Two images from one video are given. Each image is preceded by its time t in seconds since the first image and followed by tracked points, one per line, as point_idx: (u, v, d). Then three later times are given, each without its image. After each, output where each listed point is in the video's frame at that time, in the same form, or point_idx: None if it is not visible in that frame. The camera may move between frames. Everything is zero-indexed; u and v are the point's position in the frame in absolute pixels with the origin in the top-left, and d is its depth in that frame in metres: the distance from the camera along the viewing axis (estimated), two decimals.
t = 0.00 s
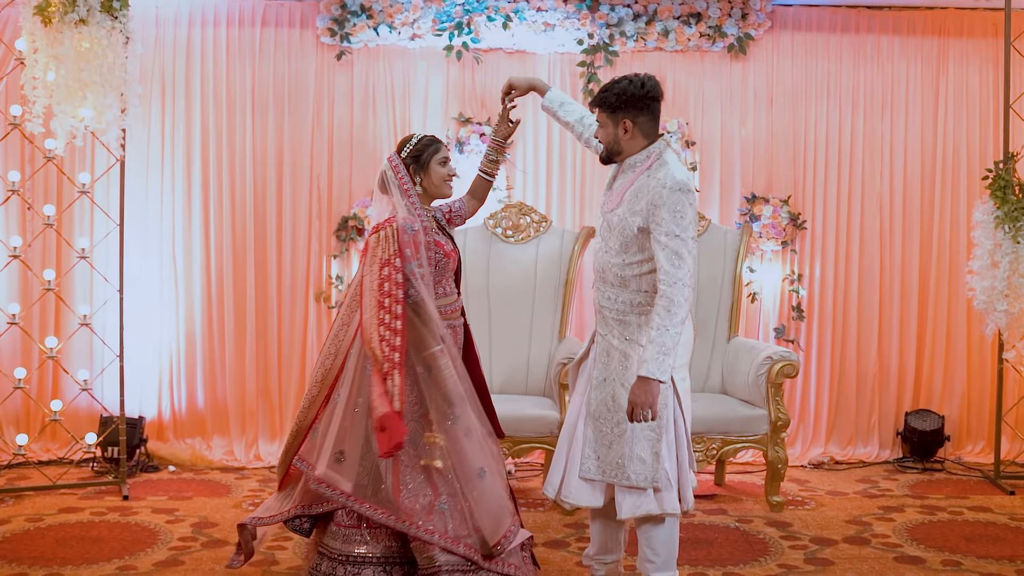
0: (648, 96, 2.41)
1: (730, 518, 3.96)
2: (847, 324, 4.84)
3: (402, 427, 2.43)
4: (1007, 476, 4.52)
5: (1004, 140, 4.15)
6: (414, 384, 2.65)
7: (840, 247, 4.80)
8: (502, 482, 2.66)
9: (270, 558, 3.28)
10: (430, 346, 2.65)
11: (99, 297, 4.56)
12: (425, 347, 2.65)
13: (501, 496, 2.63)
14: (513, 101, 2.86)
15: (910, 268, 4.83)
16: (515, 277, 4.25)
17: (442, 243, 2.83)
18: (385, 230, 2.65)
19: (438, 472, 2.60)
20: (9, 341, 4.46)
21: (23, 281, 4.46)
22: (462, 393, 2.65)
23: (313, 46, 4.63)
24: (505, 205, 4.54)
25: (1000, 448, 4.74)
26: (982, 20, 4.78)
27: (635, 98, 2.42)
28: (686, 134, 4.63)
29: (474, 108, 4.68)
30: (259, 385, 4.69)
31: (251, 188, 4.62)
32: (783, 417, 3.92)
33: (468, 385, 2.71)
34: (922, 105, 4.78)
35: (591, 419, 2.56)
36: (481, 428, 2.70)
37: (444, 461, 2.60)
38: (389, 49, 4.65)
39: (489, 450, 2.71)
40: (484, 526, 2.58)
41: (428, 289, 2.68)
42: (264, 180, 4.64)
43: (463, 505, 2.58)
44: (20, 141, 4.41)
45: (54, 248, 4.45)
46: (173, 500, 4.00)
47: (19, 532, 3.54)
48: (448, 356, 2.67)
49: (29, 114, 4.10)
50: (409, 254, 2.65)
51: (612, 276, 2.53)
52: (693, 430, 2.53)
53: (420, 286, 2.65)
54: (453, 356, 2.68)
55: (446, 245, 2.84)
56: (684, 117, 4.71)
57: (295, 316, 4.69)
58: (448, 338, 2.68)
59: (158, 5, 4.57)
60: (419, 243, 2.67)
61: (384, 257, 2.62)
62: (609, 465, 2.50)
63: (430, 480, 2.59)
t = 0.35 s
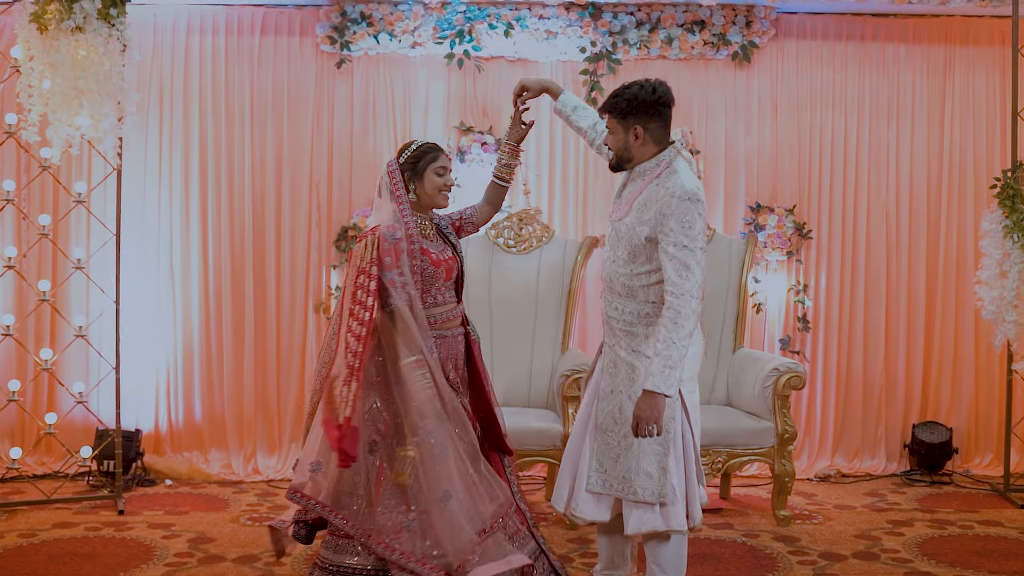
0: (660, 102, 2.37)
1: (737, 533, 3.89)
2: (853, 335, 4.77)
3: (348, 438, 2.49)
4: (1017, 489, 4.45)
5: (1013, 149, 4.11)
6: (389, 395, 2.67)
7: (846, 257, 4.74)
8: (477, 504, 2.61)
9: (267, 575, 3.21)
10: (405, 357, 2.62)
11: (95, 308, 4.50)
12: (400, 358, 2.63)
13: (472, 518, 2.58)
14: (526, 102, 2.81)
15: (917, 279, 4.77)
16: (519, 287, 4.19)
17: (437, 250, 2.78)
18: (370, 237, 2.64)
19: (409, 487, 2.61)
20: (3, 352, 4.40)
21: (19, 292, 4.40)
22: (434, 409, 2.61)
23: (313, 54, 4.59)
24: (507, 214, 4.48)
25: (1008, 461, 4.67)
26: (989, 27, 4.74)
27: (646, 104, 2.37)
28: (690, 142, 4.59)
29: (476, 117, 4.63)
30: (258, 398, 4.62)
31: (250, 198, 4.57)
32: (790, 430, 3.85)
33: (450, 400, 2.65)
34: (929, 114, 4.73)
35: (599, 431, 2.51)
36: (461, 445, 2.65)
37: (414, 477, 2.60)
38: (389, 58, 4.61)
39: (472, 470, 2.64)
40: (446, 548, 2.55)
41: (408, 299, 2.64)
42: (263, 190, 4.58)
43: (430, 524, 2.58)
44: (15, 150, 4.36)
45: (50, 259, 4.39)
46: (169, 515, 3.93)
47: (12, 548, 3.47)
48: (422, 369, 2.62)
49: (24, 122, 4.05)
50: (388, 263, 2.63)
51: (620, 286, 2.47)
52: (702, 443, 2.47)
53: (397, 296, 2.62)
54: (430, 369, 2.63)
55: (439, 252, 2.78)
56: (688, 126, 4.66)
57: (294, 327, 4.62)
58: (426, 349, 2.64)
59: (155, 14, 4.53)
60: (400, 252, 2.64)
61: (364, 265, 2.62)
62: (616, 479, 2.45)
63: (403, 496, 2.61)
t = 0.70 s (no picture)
0: (671, 107, 2.32)
1: (743, 546, 3.82)
2: (859, 344, 4.71)
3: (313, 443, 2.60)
4: None
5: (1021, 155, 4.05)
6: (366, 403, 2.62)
7: (851, 265, 4.69)
8: (450, 522, 2.51)
9: None
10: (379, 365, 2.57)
11: (91, 318, 4.44)
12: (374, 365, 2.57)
13: (442, 536, 2.50)
14: (534, 99, 2.76)
15: (923, 288, 4.72)
16: (521, 295, 4.14)
17: (430, 256, 2.74)
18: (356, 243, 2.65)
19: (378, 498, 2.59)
20: None
21: (13, 301, 4.34)
22: (406, 420, 2.54)
23: (312, 60, 4.54)
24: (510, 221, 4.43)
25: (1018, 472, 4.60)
26: (995, 34, 4.69)
27: (656, 109, 2.32)
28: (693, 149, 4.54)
29: (476, 124, 4.59)
30: (256, 409, 4.55)
31: (248, 206, 4.51)
32: (797, 441, 3.80)
33: (429, 410, 2.56)
34: (935, 121, 4.69)
35: (605, 443, 2.45)
36: (440, 457, 2.55)
37: (385, 488, 2.56)
38: (389, 64, 4.56)
39: (451, 485, 2.54)
40: (406, 563, 2.50)
41: (386, 307, 2.59)
42: (261, 198, 4.53)
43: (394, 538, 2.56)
44: (10, 158, 4.30)
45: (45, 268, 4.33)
46: (165, 528, 3.85)
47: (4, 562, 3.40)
48: (396, 377, 2.55)
49: (18, 129, 3.99)
50: (369, 270, 2.61)
51: (627, 295, 2.41)
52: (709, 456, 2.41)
53: (374, 303, 2.59)
54: (405, 377, 2.55)
55: (427, 258, 2.72)
56: (691, 133, 4.61)
57: (293, 337, 4.56)
58: (402, 357, 2.57)
59: (153, 20, 4.48)
60: (382, 259, 2.62)
61: (347, 273, 2.64)
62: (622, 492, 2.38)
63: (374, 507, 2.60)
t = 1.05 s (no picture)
0: (681, 109, 2.26)
1: (751, 560, 3.74)
2: (866, 354, 4.64)
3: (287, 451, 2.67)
4: None
5: None
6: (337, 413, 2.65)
7: (858, 274, 4.62)
8: (405, 531, 2.48)
9: None
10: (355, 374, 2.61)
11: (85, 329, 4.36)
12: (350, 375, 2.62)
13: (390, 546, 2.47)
14: (543, 95, 2.69)
15: (931, 297, 4.65)
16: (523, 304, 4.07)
17: (424, 264, 2.72)
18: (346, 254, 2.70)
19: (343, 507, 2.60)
20: None
21: (6, 311, 4.26)
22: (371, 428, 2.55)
23: (312, 67, 4.48)
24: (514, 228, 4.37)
25: None
26: (1003, 40, 4.65)
27: (666, 112, 2.26)
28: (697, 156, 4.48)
29: (478, 131, 4.53)
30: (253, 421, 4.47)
31: (245, 215, 4.45)
32: (805, 453, 3.71)
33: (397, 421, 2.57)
34: (942, 129, 4.63)
35: (611, 454, 2.38)
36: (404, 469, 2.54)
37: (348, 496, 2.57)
38: (390, 71, 4.50)
39: (409, 494, 2.52)
40: (349, 570, 2.49)
41: (365, 316, 2.64)
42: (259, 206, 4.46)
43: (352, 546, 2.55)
44: (4, 165, 4.24)
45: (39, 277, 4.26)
46: (159, 543, 3.77)
47: None
48: (367, 387, 2.59)
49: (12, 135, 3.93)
50: (353, 279, 2.66)
51: (634, 303, 2.34)
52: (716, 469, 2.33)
53: (353, 313, 2.64)
54: (375, 388, 2.58)
55: (415, 264, 2.70)
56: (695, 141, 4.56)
57: (291, 347, 4.49)
58: (375, 367, 2.60)
59: (150, 25, 4.42)
60: (365, 267, 2.66)
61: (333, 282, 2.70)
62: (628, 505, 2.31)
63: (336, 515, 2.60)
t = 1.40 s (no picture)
0: (689, 112, 2.21)
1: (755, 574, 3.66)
2: (870, 363, 4.58)
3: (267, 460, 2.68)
4: None
5: None
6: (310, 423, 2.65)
7: (862, 283, 4.56)
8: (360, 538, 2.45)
9: None
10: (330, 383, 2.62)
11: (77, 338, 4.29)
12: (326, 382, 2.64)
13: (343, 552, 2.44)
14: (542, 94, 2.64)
15: (935, 306, 4.59)
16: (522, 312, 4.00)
17: (417, 270, 2.69)
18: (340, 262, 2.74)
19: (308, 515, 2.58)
20: None
21: None
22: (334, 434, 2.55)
23: (309, 72, 4.42)
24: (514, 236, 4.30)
25: None
26: (1007, 46, 4.60)
27: (673, 113, 2.20)
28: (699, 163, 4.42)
29: (477, 137, 4.47)
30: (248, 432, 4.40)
31: (240, 222, 4.38)
32: (810, 464, 3.64)
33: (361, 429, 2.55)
34: (946, 135, 4.58)
35: (615, 466, 2.30)
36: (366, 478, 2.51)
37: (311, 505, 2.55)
38: (388, 76, 4.44)
39: (364, 502, 2.49)
40: None
41: (349, 324, 2.66)
42: (253, 213, 4.39)
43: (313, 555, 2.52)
44: None
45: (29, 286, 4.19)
46: (151, 557, 3.69)
47: None
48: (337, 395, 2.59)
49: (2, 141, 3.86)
50: (342, 286, 2.69)
51: (639, 310, 2.27)
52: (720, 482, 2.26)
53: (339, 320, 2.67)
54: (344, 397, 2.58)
55: (404, 271, 2.68)
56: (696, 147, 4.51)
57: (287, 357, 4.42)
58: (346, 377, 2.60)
59: (144, 30, 4.36)
60: (354, 274, 2.68)
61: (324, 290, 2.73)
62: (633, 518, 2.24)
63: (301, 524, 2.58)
